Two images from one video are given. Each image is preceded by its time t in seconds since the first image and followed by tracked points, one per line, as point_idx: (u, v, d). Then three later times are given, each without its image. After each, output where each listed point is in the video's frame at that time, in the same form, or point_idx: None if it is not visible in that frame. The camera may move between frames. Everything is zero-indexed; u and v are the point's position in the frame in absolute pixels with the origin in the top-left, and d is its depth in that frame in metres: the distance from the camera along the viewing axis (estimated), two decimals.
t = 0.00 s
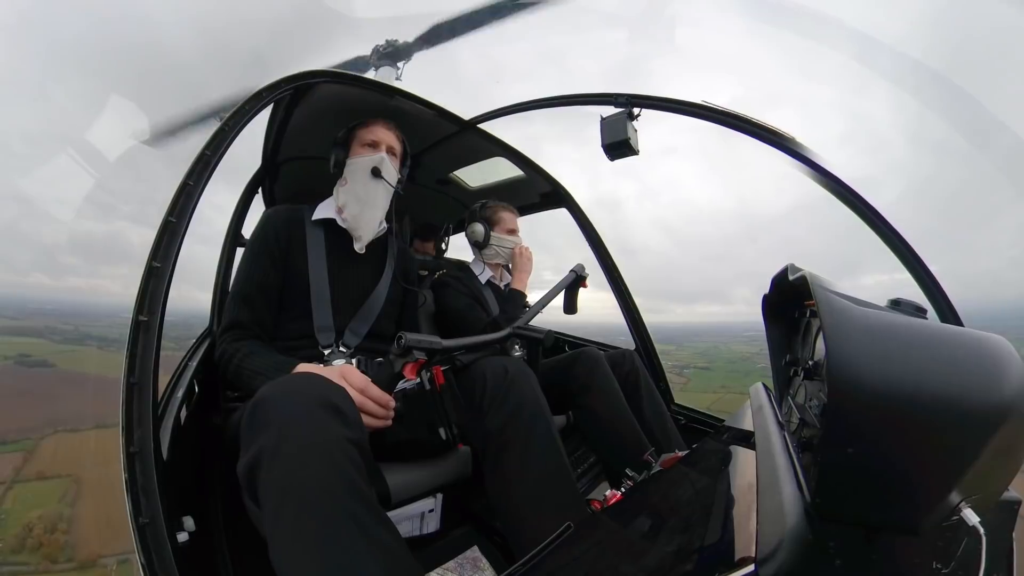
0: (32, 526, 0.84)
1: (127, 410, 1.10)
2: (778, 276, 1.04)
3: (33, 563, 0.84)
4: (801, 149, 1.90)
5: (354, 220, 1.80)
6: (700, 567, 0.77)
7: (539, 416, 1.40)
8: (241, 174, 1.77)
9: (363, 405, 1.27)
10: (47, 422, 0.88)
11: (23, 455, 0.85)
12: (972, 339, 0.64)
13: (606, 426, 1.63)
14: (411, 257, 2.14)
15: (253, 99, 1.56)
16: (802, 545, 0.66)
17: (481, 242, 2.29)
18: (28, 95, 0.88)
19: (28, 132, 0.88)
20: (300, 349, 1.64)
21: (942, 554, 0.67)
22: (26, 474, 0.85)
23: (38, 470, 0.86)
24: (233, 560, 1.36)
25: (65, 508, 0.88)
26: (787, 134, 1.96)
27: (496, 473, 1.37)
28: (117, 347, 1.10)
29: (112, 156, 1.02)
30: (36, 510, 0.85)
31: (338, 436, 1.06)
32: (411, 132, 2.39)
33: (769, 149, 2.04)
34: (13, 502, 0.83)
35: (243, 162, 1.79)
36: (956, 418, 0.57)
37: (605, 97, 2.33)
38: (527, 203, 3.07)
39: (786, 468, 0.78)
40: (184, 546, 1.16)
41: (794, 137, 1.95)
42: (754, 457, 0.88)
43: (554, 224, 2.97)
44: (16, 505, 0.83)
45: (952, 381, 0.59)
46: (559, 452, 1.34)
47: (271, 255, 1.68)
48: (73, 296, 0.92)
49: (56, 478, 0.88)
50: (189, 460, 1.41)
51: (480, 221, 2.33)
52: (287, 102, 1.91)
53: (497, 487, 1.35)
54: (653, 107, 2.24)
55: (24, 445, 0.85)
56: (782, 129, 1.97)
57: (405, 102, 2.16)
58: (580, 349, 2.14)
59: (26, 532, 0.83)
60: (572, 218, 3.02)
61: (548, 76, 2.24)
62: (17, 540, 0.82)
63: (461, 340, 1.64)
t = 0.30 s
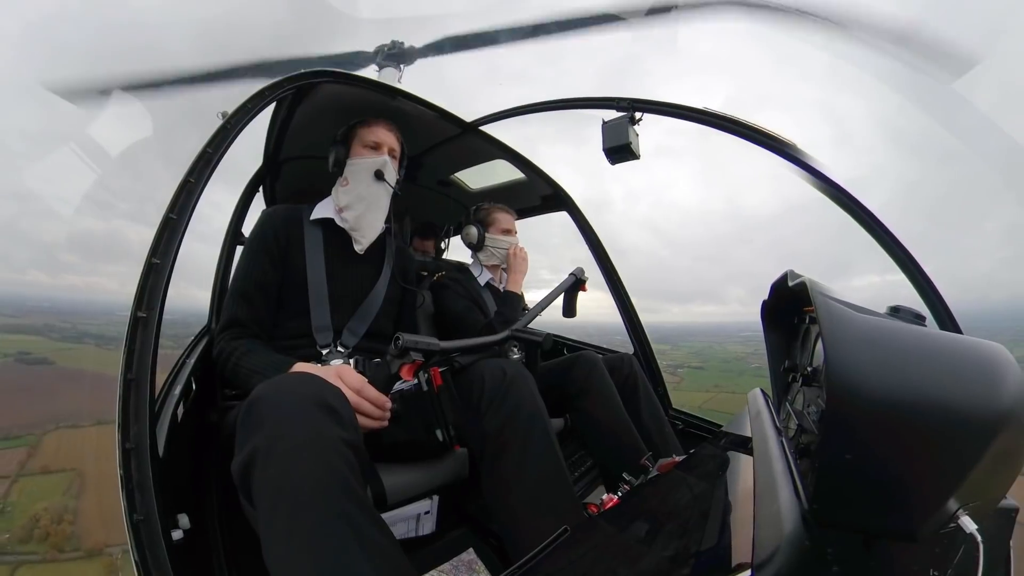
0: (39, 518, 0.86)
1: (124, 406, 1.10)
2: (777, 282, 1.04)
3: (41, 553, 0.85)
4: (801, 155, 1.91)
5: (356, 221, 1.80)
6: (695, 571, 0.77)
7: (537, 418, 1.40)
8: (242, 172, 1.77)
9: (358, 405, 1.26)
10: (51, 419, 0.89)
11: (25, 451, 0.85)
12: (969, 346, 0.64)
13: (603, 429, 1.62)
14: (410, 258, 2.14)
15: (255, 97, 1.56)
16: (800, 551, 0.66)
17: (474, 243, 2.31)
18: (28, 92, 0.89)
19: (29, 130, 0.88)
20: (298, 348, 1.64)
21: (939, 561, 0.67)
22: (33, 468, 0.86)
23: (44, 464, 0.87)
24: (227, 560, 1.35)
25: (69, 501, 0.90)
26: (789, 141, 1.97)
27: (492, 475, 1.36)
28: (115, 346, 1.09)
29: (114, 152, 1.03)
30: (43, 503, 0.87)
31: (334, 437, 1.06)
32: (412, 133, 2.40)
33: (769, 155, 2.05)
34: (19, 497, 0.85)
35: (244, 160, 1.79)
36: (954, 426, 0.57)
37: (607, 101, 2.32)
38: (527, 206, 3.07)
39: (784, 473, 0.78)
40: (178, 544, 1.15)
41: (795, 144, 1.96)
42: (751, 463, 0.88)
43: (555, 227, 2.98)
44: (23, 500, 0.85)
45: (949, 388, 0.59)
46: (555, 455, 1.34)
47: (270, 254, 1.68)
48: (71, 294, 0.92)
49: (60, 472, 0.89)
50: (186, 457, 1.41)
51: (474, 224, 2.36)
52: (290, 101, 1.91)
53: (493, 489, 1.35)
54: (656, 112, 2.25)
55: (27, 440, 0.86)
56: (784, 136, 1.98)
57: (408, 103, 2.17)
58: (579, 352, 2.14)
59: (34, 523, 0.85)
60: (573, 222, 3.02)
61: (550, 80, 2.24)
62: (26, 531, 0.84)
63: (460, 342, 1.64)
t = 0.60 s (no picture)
0: (46, 511, 0.88)
1: (119, 407, 1.09)
2: (773, 284, 1.05)
3: (49, 544, 0.88)
4: (798, 157, 1.92)
5: (351, 221, 1.80)
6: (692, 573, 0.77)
7: (534, 420, 1.40)
8: (239, 171, 1.77)
9: (353, 407, 1.25)
10: (52, 418, 0.91)
11: (30, 449, 0.87)
12: (966, 348, 0.64)
13: (600, 431, 1.62)
14: (407, 259, 2.13)
15: (253, 97, 1.55)
16: (795, 552, 0.66)
17: (469, 244, 2.33)
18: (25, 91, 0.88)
19: (25, 129, 0.87)
20: (293, 349, 1.63)
21: (934, 562, 0.67)
22: (37, 465, 0.88)
23: (47, 462, 0.90)
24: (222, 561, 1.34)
25: (73, 496, 0.93)
26: (786, 144, 1.98)
27: (489, 476, 1.36)
28: (110, 345, 1.09)
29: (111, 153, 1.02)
30: (49, 497, 0.89)
31: (329, 438, 1.05)
32: (410, 134, 2.39)
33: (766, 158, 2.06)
34: (25, 492, 0.86)
35: (242, 159, 1.78)
36: (950, 428, 0.58)
37: (606, 103, 2.33)
38: (524, 208, 3.07)
39: (779, 474, 0.78)
40: (173, 546, 1.14)
41: (792, 146, 1.97)
42: (747, 464, 0.88)
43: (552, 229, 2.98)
44: (29, 495, 0.87)
45: (944, 390, 0.59)
46: (552, 457, 1.34)
47: (266, 254, 1.67)
48: (67, 294, 0.91)
49: (64, 469, 0.92)
50: (181, 458, 1.40)
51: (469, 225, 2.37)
52: (288, 100, 1.90)
53: (489, 490, 1.35)
54: (656, 114, 2.25)
55: (31, 438, 0.87)
56: (781, 138, 1.99)
57: (406, 104, 2.16)
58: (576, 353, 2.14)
59: (41, 516, 0.87)
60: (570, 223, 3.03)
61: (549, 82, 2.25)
62: (33, 523, 0.87)
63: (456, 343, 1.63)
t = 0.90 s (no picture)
0: (53, 505, 0.88)
1: (114, 409, 1.07)
2: (768, 283, 1.05)
3: (57, 536, 0.88)
4: (793, 158, 1.93)
5: (345, 222, 1.79)
6: (689, 571, 0.77)
7: (531, 420, 1.40)
8: (234, 172, 1.76)
9: (352, 410, 1.25)
10: (53, 415, 0.90)
11: (33, 446, 0.87)
12: (960, 345, 0.65)
13: (597, 431, 1.63)
14: (402, 260, 2.13)
15: (248, 97, 1.55)
16: (794, 549, 0.66)
17: (464, 246, 2.33)
18: (19, 89, 0.87)
19: (20, 128, 0.86)
20: (289, 351, 1.63)
21: (930, 557, 0.68)
22: (41, 461, 0.87)
23: (52, 457, 0.89)
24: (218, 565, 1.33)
25: (79, 490, 0.93)
26: (780, 144, 2.00)
27: (486, 477, 1.36)
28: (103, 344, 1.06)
29: (102, 150, 1.01)
30: (55, 492, 0.89)
31: (327, 440, 1.05)
32: (405, 134, 2.39)
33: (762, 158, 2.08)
34: (31, 487, 0.86)
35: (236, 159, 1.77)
36: (945, 424, 0.58)
37: (601, 104, 2.34)
38: (519, 209, 3.08)
39: (775, 472, 0.79)
40: (169, 549, 1.13)
41: (786, 147, 1.99)
42: (744, 463, 0.89)
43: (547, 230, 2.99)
44: (35, 491, 0.86)
45: (939, 387, 0.60)
46: (549, 457, 1.34)
47: (261, 255, 1.67)
48: (64, 294, 0.90)
49: (67, 464, 0.92)
50: (177, 461, 1.39)
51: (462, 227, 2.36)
52: (282, 101, 1.89)
53: (487, 491, 1.34)
54: (651, 115, 2.26)
55: (34, 435, 0.87)
56: (775, 139, 2.01)
57: (401, 105, 2.15)
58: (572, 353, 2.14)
59: (48, 510, 0.87)
60: (565, 224, 3.03)
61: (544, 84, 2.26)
62: (41, 517, 0.86)
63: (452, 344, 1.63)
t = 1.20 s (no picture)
0: (59, 499, 0.89)
1: (114, 409, 1.08)
2: (772, 286, 1.05)
3: (63, 529, 0.89)
4: (795, 160, 1.93)
5: (346, 225, 1.80)
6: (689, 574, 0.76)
7: (531, 423, 1.40)
8: (236, 174, 1.77)
9: (352, 413, 1.26)
10: (55, 413, 0.91)
11: (35, 444, 0.87)
12: (963, 347, 0.64)
13: (598, 434, 1.62)
14: (404, 262, 2.13)
15: (251, 99, 1.56)
16: (795, 552, 0.66)
17: (464, 249, 2.35)
18: (19, 91, 0.88)
19: (19, 131, 0.87)
20: (291, 353, 1.63)
21: (933, 560, 0.68)
22: (45, 458, 0.88)
23: (54, 454, 0.90)
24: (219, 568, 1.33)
25: (83, 485, 0.94)
26: (782, 146, 1.99)
27: (486, 479, 1.36)
28: (103, 343, 1.07)
29: (107, 153, 1.02)
30: (60, 487, 0.89)
31: (327, 442, 1.05)
32: (407, 137, 2.40)
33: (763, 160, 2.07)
34: (36, 482, 0.86)
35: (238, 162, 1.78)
36: (946, 427, 0.58)
37: (602, 107, 2.34)
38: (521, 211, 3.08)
39: (777, 474, 0.78)
40: (170, 550, 1.13)
41: (788, 149, 1.98)
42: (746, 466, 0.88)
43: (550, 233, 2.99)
44: (40, 486, 0.86)
45: (942, 389, 0.60)
46: (550, 459, 1.34)
47: (264, 257, 1.67)
48: (62, 294, 0.91)
49: (71, 461, 0.93)
50: (178, 463, 1.39)
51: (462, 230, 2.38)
52: (285, 104, 1.90)
53: (487, 493, 1.34)
54: (652, 118, 2.26)
55: (37, 433, 0.88)
56: (777, 141, 2.00)
57: (403, 108, 2.16)
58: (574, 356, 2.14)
59: (54, 504, 0.88)
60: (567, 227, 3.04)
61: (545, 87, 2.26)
62: (47, 510, 0.87)
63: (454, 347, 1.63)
